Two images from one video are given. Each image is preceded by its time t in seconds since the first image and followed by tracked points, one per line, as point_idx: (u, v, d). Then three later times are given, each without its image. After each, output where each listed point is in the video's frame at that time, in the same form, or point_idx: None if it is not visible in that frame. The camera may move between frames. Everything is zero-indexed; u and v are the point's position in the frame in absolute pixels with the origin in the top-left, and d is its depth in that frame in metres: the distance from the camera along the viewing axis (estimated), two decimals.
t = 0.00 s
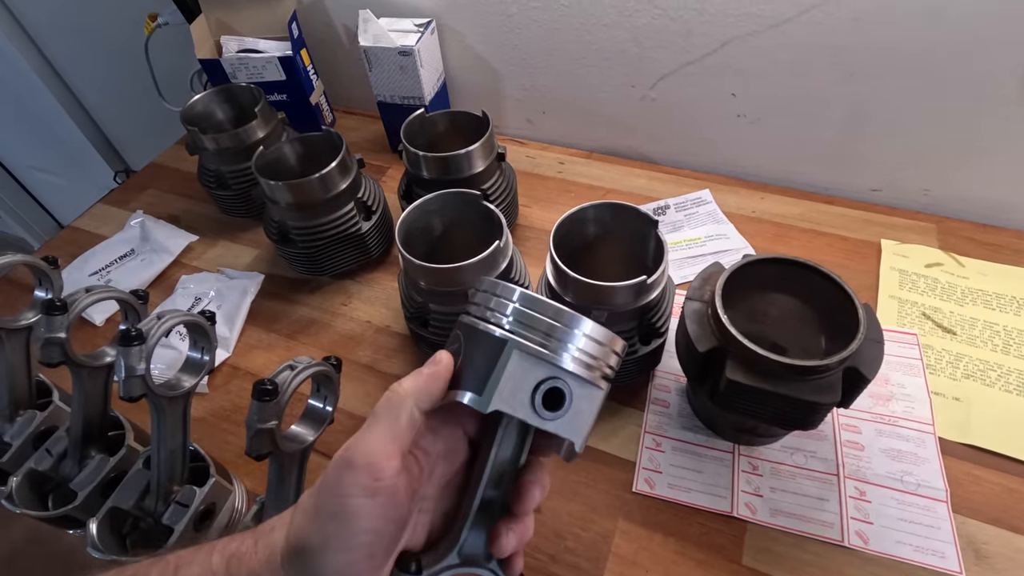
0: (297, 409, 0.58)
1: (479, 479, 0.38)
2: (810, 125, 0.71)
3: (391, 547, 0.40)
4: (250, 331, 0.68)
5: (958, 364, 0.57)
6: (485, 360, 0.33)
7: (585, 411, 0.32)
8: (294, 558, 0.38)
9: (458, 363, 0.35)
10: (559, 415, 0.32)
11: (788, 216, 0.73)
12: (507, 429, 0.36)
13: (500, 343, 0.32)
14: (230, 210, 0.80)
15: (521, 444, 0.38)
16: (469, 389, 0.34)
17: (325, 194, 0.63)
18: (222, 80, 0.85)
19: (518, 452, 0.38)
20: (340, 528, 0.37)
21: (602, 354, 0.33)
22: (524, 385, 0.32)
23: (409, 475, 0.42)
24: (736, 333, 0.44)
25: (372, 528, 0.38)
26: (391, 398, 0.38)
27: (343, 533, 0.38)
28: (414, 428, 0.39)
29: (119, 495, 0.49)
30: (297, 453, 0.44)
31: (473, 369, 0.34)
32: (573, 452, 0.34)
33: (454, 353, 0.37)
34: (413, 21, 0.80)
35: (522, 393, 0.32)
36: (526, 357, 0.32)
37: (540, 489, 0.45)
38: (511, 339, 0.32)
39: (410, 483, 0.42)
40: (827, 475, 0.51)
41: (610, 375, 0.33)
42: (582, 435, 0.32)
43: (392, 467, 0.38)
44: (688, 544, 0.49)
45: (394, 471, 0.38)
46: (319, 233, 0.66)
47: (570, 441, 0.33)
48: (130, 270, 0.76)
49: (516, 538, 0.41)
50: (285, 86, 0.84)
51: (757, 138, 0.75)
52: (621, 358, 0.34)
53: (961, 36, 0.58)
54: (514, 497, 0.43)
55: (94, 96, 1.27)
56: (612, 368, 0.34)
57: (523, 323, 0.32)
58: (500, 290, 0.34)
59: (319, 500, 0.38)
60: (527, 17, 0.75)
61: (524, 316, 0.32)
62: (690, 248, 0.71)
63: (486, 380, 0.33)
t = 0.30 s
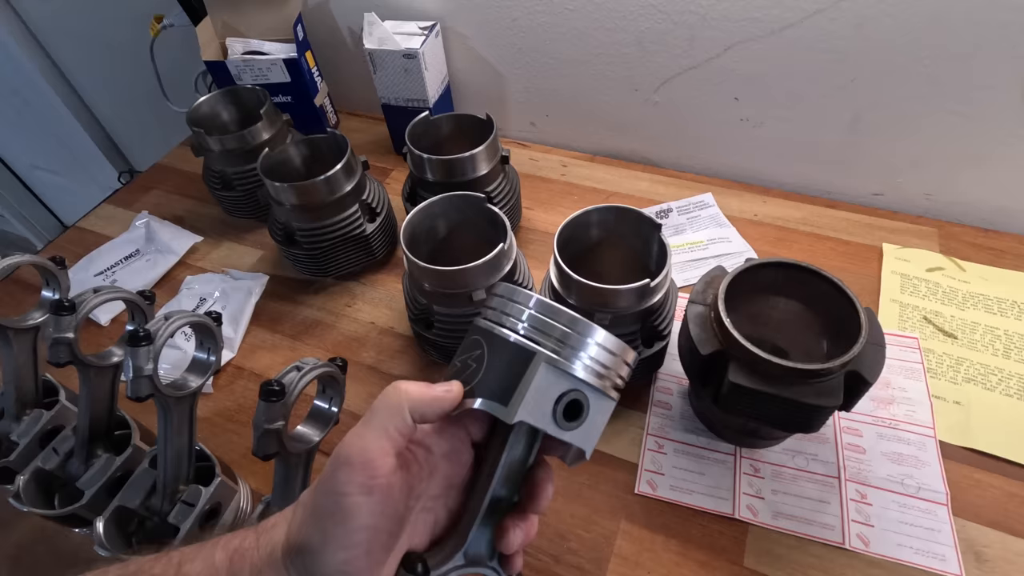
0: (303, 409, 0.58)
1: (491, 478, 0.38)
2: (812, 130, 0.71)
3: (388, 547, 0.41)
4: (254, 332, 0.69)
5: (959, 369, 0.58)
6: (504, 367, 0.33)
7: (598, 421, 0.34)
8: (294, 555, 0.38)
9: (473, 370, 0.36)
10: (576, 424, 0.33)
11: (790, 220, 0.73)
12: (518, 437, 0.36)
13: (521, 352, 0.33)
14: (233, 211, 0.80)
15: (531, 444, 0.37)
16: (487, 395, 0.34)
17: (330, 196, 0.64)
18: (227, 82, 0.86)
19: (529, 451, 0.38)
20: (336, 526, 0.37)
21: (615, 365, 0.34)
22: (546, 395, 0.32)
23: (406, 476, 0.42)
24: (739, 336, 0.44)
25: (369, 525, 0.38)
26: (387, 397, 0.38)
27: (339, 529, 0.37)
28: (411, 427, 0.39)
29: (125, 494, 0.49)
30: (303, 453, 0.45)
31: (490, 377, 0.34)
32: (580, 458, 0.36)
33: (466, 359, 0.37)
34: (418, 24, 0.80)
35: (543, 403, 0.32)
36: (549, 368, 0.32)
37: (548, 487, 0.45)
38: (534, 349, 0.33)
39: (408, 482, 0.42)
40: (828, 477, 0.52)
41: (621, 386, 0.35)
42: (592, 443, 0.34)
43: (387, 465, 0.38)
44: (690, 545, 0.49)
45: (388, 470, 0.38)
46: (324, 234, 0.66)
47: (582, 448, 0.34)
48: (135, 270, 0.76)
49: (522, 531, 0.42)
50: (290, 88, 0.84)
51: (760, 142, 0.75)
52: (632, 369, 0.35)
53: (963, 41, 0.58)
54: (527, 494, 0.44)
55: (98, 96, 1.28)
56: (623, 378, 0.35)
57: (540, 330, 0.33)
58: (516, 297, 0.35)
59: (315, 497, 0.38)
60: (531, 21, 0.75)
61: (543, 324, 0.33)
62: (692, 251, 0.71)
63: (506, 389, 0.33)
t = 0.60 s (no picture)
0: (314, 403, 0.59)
1: (494, 470, 0.39)
2: (812, 133, 0.72)
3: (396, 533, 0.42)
4: (261, 330, 0.70)
5: (955, 369, 0.59)
6: (506, 354, 0.34)
7: (597, 412, 0.34)
8: (304, 542, 0.39)
9: (477, 360, 0.37)
10: (576, 414, 0.33)
11: (789, 223, 0.74)
12: (520, 425, 0.37)
13: (524, 339, 0.34)
14: (240, 211, 0.81)
15: (533, 437, 0.39)
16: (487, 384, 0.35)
17: (336, 197, 0.65)
18: (234, 84, 0.87)
19: (530, 445, 0.39)
20: (345, 510, 0.38)
21: (617, 358, 0.35)
22: (544, 381, 0.33)
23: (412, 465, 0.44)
24: (739, 336, 0.45)
25: (377, 510, 0.39)
26: (394, 387, 0.40)
27: (348, 513, 0.38)
28: (417, 416, 0.41)
29: (136, 488, 0.50)
30: (312, 448, 0.46)
31: (492, 363, 0.35)
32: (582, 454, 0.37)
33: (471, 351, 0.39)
34: (423, 27, 0.81)
35: (542, 389, 0.33)
36: (547, 355, 0.33)
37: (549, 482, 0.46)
38: (534, 338, 0.34)
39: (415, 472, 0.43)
40: (826, 475, 0.53)
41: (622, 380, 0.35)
42: (593, 436, 0.33)
43: (395, 451, 0.39)
44: (690, 541, 0.50)
45: (395, 455, 0.39)
46: (330, 234, 0.67)
47: (583, 442, 0.34)
48: (142, 269, 0.77)
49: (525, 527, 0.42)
50: (296, 90, 0.85)
51: (760, 146, 0.76)
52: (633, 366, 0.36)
53: (960, 48, 0.59)
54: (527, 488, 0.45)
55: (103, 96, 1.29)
56: (625, 372, 0.35)
57: (543, 321, 0.34)
58: (522, 290, 0.36)
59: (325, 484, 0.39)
60: (535, 25, 0.76)
61: (548, 317, 0.34)
62: (693, 252, 0.72)
63: (505, 375, 0.34)
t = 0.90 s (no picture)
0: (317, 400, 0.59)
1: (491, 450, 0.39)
2: (810, 135, 0.73)
3: (384, 509, 0.43)
4: (262, 328, 0.70)
5: (952, 369, 0.59)
6: (492, 320, 0.34)
7: (585, 381, 0.33)
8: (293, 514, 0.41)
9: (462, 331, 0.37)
10: (556, 376, 0.33)
11: (788, 224, 0.74)
12: (514, 415, 0.37)
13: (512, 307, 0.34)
14: (241, 210, 0.81)
15: (529, 414, 0.36)
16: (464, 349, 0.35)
17: (337, 196, 0.65)
18: (235, 83, 0.87)
19: (522, 426, 0.37)
20: (326, 474, 0.39)
21: (610, 332, 0.35)
22: (518, 342, 0.33)
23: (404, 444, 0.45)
24: (738, 334, 0.45)
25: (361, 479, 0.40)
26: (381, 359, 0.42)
27: (330, 480, 0.40)
28: (404, 388, 0.42)
29: (137, 484, 0.50)
30: (313, 445, 0.46)
31: (476, 331, 0.35)
32: (581, 433, 0.34)
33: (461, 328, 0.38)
34: (424, 28, 0.82)
35: (516, 349, 0.33)
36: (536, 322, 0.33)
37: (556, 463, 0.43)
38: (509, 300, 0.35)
39: (404, 449, 0.44)
40: (823, 474, 0.53)
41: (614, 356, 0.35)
42: (580, 404, 0.32)
43: (378, 419, 0.41)
44: (689, 538, 0.50)
45: (379, 424, 0.41)
46: (331, 233, 0.67)
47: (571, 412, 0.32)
48: (143, 268, 0.78)
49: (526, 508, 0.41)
50: (297, 90, 0.86)
51: (760, 147, 0.77)
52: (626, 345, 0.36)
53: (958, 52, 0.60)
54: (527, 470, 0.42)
55: (104, 95, 1.29)
56: (618, 348, 0.35)
57: (532, 292, 0.35)
58: (515, 266, 0.37)
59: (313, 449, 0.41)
60: (536, 26, 0.77)
61: (538, 287, 0.35)
62: (692, 253, 0.73)
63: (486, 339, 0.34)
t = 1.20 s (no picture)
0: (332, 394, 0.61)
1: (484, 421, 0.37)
2: (811, 135, 0.74)
3: (349, 492, 0.44)
4: (269, 325, 0.71)
5: (951, 366, 0.60)
6: (469, 280, 0.32)
7: (592, 321, 0.30)
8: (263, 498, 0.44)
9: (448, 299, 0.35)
10: (552, 327, 0.30)
11: (790, 224, 0.75)
12: (515, 376, 0.35)
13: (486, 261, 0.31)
14: (247, 208, 0.82)
15: (533, 377, 0.35)
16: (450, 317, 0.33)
17: (345, 195, 0.66)
18: (242, 83, 0.88)
19: (521, 393, 0.35)
20: (283, 451, 0.43)
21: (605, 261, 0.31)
22: (500, 298, 0.31)
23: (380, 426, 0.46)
24: (742, 330, 0.46)
25: (322, 458, 0.42)
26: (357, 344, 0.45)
27: (289, 453, 0.43)
28: (371, 371, 0.44)
29: (149, 477, 0.51)
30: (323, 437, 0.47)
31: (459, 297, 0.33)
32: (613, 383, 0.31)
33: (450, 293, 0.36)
34: (430, 29, 0.83)
35: (500, 309, 0.31)
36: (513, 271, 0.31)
37: (562, 438, 0.38)
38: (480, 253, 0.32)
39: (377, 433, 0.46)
40: (826, 469, 0.54)
41: (622, 281, 0.31)
42: (592, 347, 0.30)
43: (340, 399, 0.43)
44: (693, 532, 0.51)
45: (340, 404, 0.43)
46: (338, 231, 0.68)
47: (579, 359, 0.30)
48: (151, 265, 0.78)
49: (511, 496, 0.36)
50: (303, 90, 0.87)
51: (762, 148, 0.77)
52: (635, 266, 0.32)
53: (958, 54, 0.61)
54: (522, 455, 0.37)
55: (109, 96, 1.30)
56: (625, 275, 0.31)
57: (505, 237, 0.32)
58: (483, 211, 0.34)
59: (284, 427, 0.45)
60: (541, 28, 0.78)
61: (508, 230, 0.31)
62: (695, 252, 0.73)
63: (466, 302, 0.32)
